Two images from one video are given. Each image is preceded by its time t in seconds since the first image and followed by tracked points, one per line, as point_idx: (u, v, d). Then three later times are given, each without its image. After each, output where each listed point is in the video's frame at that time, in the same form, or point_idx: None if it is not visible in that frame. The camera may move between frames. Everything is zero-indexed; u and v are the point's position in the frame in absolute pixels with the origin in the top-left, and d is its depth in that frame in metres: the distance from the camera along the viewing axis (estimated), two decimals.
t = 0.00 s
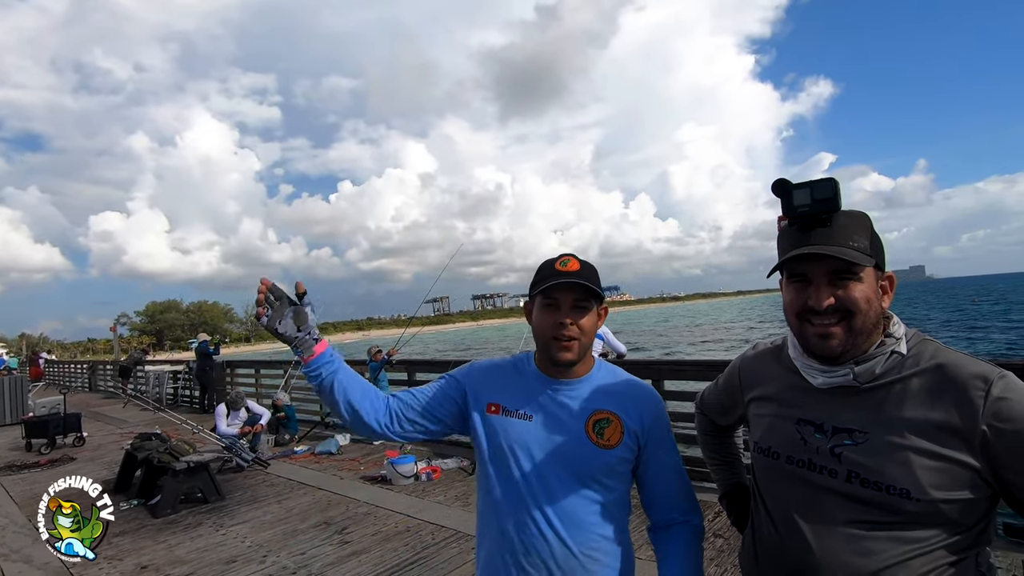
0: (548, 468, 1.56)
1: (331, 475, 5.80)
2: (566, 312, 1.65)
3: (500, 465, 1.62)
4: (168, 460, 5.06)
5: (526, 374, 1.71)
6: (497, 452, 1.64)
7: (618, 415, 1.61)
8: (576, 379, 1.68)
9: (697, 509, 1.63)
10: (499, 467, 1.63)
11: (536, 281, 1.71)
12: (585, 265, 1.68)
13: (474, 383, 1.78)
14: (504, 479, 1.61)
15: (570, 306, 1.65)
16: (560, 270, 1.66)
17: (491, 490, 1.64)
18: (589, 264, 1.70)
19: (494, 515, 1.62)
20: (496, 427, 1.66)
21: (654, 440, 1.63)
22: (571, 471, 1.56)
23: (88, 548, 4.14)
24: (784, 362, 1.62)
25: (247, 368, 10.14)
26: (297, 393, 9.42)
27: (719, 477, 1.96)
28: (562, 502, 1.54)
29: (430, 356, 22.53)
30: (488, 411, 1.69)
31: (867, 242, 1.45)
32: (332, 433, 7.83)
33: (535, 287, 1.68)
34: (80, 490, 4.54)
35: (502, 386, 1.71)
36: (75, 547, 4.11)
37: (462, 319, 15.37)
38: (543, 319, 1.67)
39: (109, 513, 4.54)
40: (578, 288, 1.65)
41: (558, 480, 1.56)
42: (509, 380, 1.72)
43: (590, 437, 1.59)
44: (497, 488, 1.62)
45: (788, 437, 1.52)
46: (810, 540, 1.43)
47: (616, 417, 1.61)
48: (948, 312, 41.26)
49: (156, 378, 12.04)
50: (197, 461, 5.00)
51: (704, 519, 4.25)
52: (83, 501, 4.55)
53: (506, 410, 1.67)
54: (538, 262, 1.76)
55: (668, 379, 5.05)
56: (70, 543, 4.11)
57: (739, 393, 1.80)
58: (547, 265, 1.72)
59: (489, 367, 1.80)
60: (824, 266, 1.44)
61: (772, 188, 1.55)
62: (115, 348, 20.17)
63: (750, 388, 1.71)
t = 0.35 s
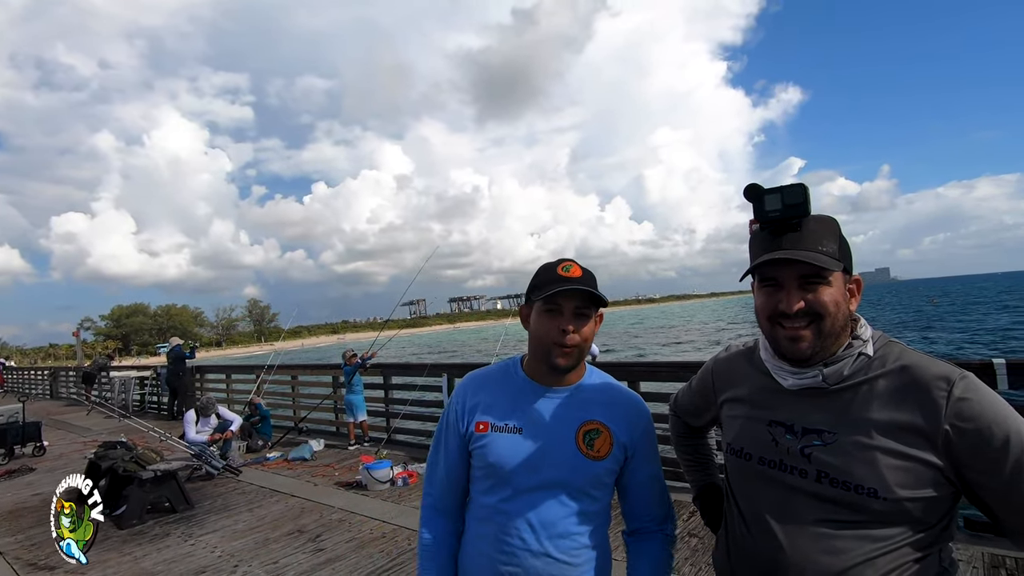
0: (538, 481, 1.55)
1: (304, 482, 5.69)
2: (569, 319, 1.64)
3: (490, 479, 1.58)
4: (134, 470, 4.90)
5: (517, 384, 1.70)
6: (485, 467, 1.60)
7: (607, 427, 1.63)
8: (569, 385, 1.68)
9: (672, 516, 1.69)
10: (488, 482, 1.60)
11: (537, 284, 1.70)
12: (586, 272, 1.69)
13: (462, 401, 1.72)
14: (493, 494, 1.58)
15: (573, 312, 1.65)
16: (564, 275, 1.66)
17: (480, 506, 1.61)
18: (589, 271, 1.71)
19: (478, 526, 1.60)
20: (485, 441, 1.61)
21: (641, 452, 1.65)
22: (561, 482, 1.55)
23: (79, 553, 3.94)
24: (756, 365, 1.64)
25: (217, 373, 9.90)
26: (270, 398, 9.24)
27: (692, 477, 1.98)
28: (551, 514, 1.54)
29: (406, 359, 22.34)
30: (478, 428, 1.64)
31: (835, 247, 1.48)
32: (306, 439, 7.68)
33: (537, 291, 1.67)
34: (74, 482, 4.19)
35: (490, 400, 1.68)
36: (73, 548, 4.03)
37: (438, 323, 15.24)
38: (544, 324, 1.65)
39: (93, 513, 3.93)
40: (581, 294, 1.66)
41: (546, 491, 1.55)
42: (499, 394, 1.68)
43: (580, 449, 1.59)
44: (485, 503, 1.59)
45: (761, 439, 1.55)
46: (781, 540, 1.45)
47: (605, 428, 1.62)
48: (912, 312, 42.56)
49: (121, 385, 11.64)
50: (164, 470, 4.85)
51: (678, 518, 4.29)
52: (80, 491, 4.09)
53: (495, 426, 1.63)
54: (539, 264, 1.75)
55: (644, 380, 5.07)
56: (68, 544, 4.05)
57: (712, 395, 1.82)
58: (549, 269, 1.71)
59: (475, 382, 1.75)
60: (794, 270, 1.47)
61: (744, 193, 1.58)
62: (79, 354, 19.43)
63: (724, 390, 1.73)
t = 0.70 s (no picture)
0: (517, 482, 1.55)
1: (283, 487, 5.60)
2: (531, 318, 1.64)
3: (469, 483, 1.58)
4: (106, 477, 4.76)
5: (491, 385, 1.69)
6: (464, 470, 1.59)
7: (584, 426, 1.63)
8: (539, 386, 1.67)
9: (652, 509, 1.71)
10: (466, 485, 1.59)
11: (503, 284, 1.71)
12: (553, 271, 1.68)
13: (436, 406, 1.70)
14: (471, 497, 1.58)
15: (535, 312, 1.64)
16: (527, 274, 1.66)
17: (459, 509, 1.60)
18: (557, 269, 1.70)
19: (458, 530, 1.59)
20: (461, 444, 1.60)
21: (618, 449, 1.66)
22: (540, 482, 1.55)
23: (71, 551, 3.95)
24: (735, 364, 1.66)
25: (193, 376, 9.69)
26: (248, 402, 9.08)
27: (673, 477, 1.99)
28: (530, 514, 1.54)
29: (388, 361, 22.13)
30: (453, 432, 1.63)
31: (812, 246, 1.51)
32: (285, 443, 7.56)
33: (502, 290, 1.68)
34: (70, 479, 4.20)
35: (465, 402, 1.67)
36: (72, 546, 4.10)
37: (419, 324, 15.13)
38: (508, 323, 1.66)
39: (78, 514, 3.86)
40: (545, 293, 1.65)
41: (523, 491, 1.54)
42: (474, 397, 1.67)
43: (558, 449, 1.59)
44: (465, 506, 1.59)
45: (739, 438, 1.57)
46: (759, 536, 1.47)
47: (583, 427, 1.63)
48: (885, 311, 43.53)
49: (93, 390, 11.34)
50: (138, 477, 4.72)
51: (659, 517, 4.29)
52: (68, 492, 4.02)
53: (470, 429, 1.62)
54: (509, 264, 1.76)
55: (624, 380, 5.09)
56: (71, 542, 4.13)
57: (692, 394, 1.84)
58: (515, 268, 1.72)
59: (449, 385, 1.74)
60: (772, 269, 1.49)
61: (725, 193, 1.60)
62: (47, 358, 18.85)
63: (704, 389, 1.75)
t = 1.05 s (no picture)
0: (492, 478, 1.56)
1: (268, 490, 5.55)
2: (505, 316, 1.65)
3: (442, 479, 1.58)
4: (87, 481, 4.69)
5: (461, 384, 1.70)
6: (439, 464, 1.60)
7: (556, 419, 1.66)
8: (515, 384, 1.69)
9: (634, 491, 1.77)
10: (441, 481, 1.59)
11: (473, 285, 1.71)
12: (520, 269, 1.69)
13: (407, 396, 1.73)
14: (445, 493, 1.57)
15: (509, 310, 1.65)
16: (497, 274, 1.66)
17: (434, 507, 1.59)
18: (525, 268, 1.71)
19: (436, 527, 1.57)
20: (436, 436, 1.63)
21: (592, 441, 1.71)
22: (515, 477, 1.57)
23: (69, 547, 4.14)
24: (718, 362, 1.68)
25: (177, 379, 9.55)
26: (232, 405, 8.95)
27: (660, 474, 2.00)
28: (506, 510, 1.54)
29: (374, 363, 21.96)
30: (426, 423, 1.65)
31: (794, 245, 1.53)
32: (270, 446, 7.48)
33: (473, 291, 1.68)
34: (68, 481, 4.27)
35: (439, 395, 1.69)
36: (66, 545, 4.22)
37: (406, 326, 15.05)
38: (483, 323, 1.66)
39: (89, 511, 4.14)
40: (515, 292, 1.67)
41: (499, 485, 1.56)
42: (446, 390, 1.70)
43: (532, 442, 1.61)
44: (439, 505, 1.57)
45: (723, 435, 1.59)
46: (743, 531, 1.49)
47: (555, 420, 1.66)
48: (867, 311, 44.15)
49: (73, 394, 11.12)
50: (120, 481, 4.65)
51: (647, 516, 4.30)
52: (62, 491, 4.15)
53: (445, 421, 1.64)
54: (474, 264, 1.76)
55: (612, 379, 5.10)
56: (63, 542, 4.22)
57: (677, 392, 1.86)
58: (483, 269, 1.72)
59: (421, 377, 1.77)
60: (756, 267, 1.51)
61: (709, 192, 1.62)
62: (25, 361, 18.43)
63: (689, 388, 1.76)
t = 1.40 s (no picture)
0: (473, 474, 1.58)
1: (259, 492, 5.52)
2: (481, 319, 1.67)
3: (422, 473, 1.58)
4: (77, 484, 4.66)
5: (433, 384, 1.72)
6: (418, 459, 1.60)
7: (530, 417, 1.72)
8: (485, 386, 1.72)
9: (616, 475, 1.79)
10: (419, 475, 1.59)
11: (447, 287, 1.70)
12: (496, 272, 1.71)
13: (383, 389, 1.73)
14: (422, 490, 1.57)
15: (485, 312, 1.67)
16: (474, 276, 1.67)
17: (411, 501, 1.57)
18: (499, 270, 1.74)
19: (415, 523, 1.55)
20: (414, 429, 1.63)
21: (564, 434, 1.78)
22: (494, 472, 1.60)
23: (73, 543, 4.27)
24: (710, 362, 1.71)
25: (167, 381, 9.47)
26: (224, 407, 8.89)
27: (653, 473, 2.02)
28: (488, 507, 1.56)
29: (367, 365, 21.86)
30: (403, 415, 1.65)
31: (783, 248, 1.55)
32: (261, 448, 7.43)
33: (449, 292, 1.68)
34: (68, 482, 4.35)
35: (415, 389, 1.71)
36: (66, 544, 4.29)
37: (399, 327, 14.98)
38: (457, 324, 1.67)
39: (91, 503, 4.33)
40: (491, 294, 1.68)
41: (480, 479, 1.58)
42: (423, 386, 1.72)
43: (508, 440, 1.65)
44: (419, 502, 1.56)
45: (714, 434, 1.61)
46: (733, 529, 1.51)
47: (529, 419, 1.71)
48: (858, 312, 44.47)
49: (62, 396, 11.00)
50: (110, 485, 4.62)
51: (639, 516, 4.30)
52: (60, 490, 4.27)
53: (422, 414, 1.65)
54: (448, 265, 1.76)
55: (604, 380, 5.11)
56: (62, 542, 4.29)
57: (669, 392, 1.88)
58: (459, 270, 1.72)
59: (395, 373, 1.78)
60: (746, 269, 1.53)
61: (700, 196, 1.64)
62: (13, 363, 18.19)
63: (679, 388, 1.79)
